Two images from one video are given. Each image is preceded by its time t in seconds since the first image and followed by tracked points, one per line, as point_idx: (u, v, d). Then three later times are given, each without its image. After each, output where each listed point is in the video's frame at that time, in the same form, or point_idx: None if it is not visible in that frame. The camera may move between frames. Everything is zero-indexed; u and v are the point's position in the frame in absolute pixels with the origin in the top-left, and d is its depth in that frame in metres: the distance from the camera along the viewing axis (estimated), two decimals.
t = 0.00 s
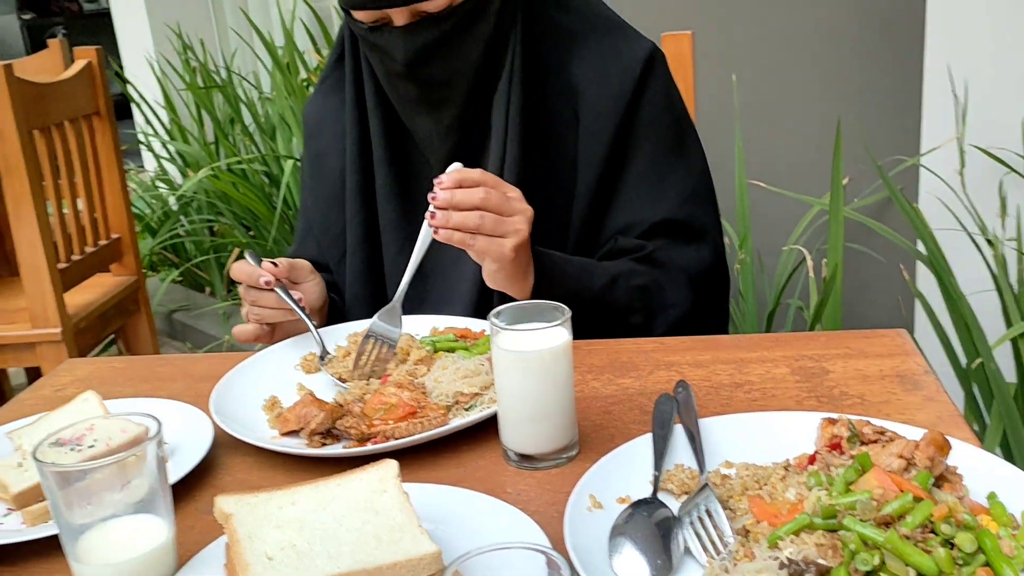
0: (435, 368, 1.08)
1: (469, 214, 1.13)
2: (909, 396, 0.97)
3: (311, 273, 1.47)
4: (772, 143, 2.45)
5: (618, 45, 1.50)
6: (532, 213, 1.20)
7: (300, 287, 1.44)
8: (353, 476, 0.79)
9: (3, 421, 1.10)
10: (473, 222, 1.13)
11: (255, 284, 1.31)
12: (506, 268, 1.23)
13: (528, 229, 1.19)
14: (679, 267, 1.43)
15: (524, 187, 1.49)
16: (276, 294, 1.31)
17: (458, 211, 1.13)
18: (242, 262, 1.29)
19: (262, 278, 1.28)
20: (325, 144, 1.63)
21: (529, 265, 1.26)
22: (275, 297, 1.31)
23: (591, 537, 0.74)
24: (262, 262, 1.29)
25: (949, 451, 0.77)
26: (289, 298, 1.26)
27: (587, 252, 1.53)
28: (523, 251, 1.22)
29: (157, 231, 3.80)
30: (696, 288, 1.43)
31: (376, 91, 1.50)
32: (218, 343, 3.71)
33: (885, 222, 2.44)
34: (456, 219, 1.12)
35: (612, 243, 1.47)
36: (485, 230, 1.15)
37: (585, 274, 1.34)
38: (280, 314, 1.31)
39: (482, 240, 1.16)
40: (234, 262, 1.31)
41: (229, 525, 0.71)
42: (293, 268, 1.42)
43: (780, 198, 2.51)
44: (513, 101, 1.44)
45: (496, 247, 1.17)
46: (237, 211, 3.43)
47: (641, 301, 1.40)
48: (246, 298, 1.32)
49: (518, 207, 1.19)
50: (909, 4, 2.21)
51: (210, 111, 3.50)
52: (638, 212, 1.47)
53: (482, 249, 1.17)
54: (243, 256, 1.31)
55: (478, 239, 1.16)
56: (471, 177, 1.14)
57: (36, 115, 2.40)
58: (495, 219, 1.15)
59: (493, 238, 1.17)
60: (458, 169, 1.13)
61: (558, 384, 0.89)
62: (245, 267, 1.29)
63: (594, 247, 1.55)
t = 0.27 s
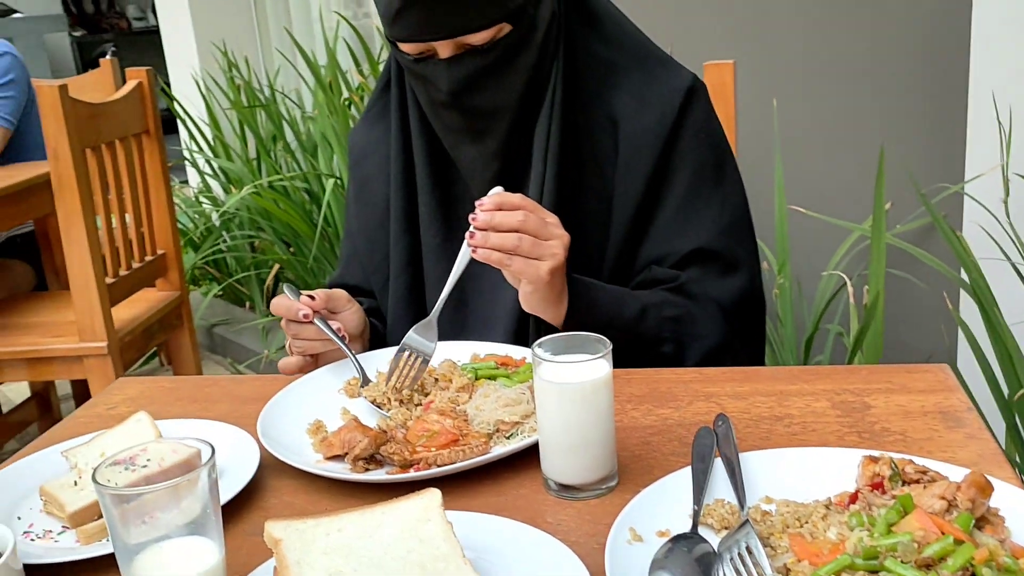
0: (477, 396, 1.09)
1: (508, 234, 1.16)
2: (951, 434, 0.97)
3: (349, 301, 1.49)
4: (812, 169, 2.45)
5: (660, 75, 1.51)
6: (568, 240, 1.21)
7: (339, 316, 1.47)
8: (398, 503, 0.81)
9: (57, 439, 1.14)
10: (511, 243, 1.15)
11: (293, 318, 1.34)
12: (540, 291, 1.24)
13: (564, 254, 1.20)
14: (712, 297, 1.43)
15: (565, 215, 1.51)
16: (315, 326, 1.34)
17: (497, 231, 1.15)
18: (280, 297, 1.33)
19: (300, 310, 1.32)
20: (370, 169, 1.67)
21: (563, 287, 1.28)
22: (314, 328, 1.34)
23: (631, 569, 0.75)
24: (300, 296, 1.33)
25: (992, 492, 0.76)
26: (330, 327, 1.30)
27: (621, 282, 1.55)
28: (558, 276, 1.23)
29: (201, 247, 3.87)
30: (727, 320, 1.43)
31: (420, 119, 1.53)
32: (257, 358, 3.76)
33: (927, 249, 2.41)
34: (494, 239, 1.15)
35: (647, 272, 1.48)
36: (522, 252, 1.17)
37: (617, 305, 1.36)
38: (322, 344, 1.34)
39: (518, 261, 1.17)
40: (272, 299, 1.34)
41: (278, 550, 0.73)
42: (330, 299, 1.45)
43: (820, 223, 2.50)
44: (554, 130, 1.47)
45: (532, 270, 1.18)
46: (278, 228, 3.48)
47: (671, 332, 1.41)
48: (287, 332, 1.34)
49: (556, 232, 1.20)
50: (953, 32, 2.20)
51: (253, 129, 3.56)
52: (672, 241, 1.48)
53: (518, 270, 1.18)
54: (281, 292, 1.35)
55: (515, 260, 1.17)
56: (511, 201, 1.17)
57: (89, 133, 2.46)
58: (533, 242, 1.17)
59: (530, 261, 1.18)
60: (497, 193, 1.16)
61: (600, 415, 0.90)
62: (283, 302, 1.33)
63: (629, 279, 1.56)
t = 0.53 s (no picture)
0: (508, 412, 1.08)
1: (563, 227, 1.14)
2: (992, 458, 0.95)
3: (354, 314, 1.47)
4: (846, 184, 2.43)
5: (696, 91, 1.51)
6: (627, 234, 1.19)
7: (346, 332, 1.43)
8: (429, 521, 0.81)
9: (92, 448, 1.15)
10: (565, 235, 1.14)
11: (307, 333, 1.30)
12: (595, 286, 1.22)
13: (620, 249, 1.17)
14: (769, 307, 1.41)
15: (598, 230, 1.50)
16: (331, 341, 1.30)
17: (552, 223, 1.14)
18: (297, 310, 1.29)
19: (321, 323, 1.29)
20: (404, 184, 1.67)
21: (624, 284, 1.26)
22: (329, 343, 1.30)
23: None
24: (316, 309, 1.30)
25: None
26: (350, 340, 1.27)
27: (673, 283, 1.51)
28: (613, 271, 1.20)
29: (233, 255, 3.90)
30: (781, 331, 1.41)
31: (455, 135, 1.55)
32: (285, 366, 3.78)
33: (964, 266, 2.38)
34: (549, 230, 1.13)
35: (706, 278, 1.45)
36: (576, 244, 1.15)
37: (681, 306, 1.33)
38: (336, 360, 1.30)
39: (573, 254, 1.15)
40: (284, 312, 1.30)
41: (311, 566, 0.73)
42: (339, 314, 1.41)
43: (856, 240, 2.47)
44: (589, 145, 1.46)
45: (585, 263, 1.16)
46: (309, 237, 3.50)
47: (732, 339, 1.38)
48: (299, 348, 1.29)
49: (614, 225, 1.18)
50: (991, 47, 2.17)
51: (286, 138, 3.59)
52: (731, 251, 1.45)
53: (571, 263, 1.16)
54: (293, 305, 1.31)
55: (569, 252, 1.15)
56: (567, 193, 1.15)
57: (125, 142, 2.48)
58: (587, 235, 1.15)
59: (584, 254, 1.16)
60: (554, 186, 1.15)
61: (633, 435, 0.89)
62: (299, 315, 1.29)
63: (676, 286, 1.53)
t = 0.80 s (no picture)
0: (529, 425, 1.08)
1: (576, 253, 1.13)
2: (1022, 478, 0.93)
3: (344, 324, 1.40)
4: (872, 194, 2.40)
5: (724, 101, 1.50)
6: (642, 257, 1.17)
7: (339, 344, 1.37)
8: (450, 535, 0.80)
9: (115, 455, 1.15)
10: (578, 261, 1.13)
11: (310, 347, 1.23)
12: (613, 312, 1.20)
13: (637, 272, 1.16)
14: (795, 320, 1.40)
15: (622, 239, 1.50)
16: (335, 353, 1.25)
17: (566, 249, 1.13)
18: (298, 327, 1.22)
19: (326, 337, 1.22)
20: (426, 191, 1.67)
21: (642, 309, 1.24)
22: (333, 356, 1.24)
23: None
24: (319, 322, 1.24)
25: None
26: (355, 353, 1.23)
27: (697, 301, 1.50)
28: (632, 297, 1.19)
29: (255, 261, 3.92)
30: (808, 345, 1.39)
31: (480, 142, 1.55)
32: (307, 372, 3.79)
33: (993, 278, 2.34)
34: (562, 257, 1.13)
35: (731, 293, 1.43)
36: (591, 269, 1.14)
37: (705, 323, 1.32)
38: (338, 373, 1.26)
39: (589, 279, 1.14)
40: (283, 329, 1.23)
41: None
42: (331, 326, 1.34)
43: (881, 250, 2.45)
44: (616, 153, 1.46)
45: (602, 289, 1.15)
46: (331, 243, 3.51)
47: (759, 354, 1.36)
48: (300, 367, 1.23)
49: (630, 249, 1.16)
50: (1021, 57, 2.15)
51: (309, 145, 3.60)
52: (760, 264, 1.43)
53: (588, 289, 1.15)
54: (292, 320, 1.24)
55: (584, 279, 1.14)
56: (579, 220, 1.15)
57: (152, 148, 2.50)
58: (602, 259, 1.14)
59: (600, 279, 1.15)
60: (565, 213, 1.15)
61: (657, 450, 0.88)
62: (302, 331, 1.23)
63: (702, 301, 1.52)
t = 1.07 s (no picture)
0: (546, 435, 1.07)
1: (608, 246, 1.13)
2: None
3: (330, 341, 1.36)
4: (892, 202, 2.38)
5: (745, 110, 1.49)
6: (676, 255, 1.16)
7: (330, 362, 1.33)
8: (466, 547, 0.80)
9: (132, 462, 1.15)
10: (610, 256, 1.12)
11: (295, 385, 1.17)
12: (643, 309, 1.19)
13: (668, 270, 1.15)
14: (825, 329, 1.38)
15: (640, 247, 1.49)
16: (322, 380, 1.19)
17: (598, 243, 1.13)
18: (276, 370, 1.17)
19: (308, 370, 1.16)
20: (443, 197, 1.67)
21: (672, 308, 1.23)
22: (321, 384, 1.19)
23: None
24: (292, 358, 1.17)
25: None
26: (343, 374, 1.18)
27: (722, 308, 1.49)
28: (663, 294, 1.18)
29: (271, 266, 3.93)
30: (837, 353, 1.38)
31: (499, 148, 1.54)
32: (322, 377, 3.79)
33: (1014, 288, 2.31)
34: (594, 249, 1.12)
35: (760, 301, 1.42)
36: (622, 265, 1.13)
37: (731, 332, 1.31)
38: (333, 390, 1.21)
39: (618, 275, 1.14)
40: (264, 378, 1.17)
41: None
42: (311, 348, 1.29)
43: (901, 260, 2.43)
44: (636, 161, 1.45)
45: (631, 285, 1.14)
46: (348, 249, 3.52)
47: (787, 363, 1.35)
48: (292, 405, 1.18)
49: (663, 246, 1.15)
50: None
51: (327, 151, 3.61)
52: (781, 273, 1.43)
53: (617, 284, 1.14)
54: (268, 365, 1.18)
55: (615, 273, 1.14)
56: (614, 213, 1.14)
57: (170, 154, 2.51)
58: (633, 255, 1.13)
59: (631, 275, 1.14)
60: (600, 206, 1.14)
61: (676, 464, 0.87)
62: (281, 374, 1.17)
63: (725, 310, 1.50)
